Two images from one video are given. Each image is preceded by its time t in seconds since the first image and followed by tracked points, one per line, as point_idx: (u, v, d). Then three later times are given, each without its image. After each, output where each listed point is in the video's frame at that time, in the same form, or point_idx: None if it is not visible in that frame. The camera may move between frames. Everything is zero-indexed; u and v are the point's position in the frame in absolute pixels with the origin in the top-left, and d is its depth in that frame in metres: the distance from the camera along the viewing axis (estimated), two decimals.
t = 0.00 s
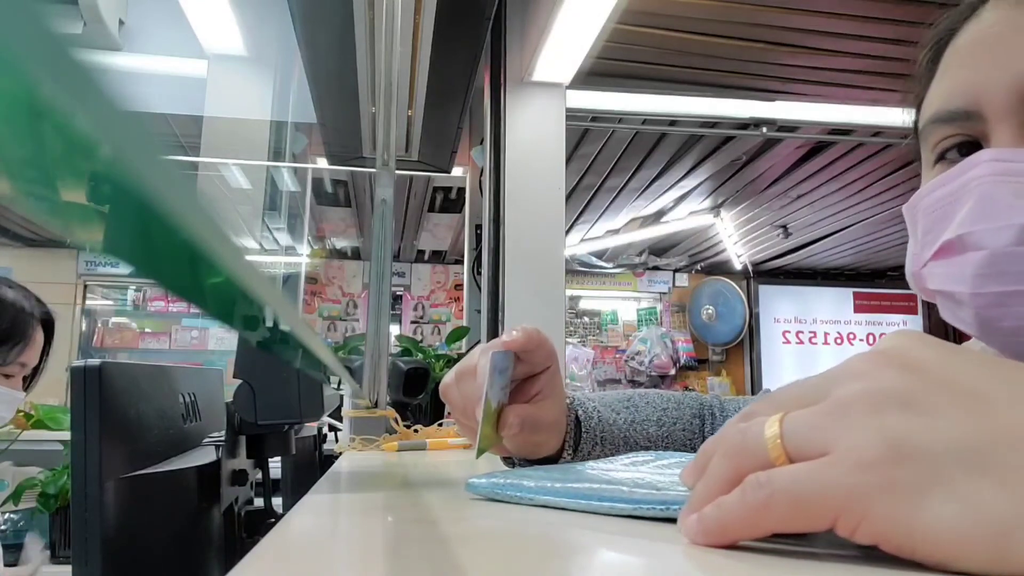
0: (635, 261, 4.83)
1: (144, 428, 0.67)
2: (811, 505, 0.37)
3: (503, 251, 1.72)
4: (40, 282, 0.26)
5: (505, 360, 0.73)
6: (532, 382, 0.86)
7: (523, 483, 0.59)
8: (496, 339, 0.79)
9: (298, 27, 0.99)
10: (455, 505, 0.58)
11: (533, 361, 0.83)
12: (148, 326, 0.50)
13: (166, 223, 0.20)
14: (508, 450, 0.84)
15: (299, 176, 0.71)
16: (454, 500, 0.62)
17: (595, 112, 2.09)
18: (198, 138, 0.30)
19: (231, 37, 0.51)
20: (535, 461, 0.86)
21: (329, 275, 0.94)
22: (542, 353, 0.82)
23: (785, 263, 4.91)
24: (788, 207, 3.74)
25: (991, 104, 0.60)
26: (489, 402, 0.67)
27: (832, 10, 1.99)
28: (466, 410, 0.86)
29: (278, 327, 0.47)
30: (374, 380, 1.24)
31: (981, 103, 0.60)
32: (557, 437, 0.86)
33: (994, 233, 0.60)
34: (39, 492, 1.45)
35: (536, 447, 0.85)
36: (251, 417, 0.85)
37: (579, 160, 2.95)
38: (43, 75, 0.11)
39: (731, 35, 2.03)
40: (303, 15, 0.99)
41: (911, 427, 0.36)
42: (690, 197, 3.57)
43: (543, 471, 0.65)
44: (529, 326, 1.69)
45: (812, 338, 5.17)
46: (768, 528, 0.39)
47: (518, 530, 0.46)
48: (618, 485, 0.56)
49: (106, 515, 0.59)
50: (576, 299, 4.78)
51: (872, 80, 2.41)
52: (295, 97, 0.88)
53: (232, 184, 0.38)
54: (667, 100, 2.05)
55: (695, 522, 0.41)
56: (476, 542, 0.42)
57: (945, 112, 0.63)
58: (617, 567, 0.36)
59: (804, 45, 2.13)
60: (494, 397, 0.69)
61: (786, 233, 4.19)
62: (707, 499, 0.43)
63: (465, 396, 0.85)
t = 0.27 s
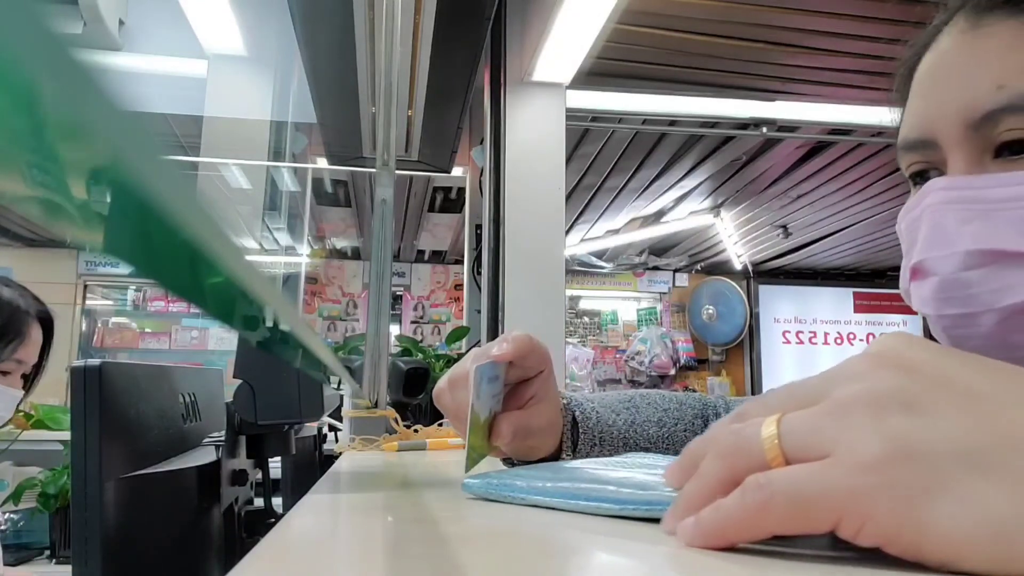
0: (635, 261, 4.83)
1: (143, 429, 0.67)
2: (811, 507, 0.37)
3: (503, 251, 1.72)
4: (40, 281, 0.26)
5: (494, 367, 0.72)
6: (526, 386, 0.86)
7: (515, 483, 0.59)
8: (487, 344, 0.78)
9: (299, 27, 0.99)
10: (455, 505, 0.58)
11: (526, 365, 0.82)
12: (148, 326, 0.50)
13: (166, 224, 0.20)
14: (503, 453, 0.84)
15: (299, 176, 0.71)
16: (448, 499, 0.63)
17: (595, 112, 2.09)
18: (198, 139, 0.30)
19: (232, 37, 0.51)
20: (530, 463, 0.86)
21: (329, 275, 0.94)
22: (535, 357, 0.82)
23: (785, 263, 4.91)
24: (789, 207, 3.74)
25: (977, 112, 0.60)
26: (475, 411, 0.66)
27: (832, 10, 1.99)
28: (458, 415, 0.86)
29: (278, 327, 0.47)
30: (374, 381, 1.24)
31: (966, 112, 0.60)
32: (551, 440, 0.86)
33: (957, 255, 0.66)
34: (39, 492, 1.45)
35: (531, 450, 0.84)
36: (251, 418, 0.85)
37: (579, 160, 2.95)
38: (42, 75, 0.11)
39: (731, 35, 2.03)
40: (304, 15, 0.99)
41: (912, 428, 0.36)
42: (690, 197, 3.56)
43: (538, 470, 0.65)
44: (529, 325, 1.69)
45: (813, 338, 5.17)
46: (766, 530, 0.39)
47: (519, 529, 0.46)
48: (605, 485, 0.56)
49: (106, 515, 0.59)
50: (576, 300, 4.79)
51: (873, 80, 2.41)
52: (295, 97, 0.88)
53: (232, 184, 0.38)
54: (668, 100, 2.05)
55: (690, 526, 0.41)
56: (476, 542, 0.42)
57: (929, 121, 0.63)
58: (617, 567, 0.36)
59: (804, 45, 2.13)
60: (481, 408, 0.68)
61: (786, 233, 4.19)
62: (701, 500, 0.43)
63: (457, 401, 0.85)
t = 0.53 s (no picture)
0: (635, 261, 4.83)
1: (143, 429, 0.67)
2: (820, 501, 0.37)
3: (503, 251, 1.72)
4: (39, 280, 0.26)
5: (492, 366, 0.72)
6: (527, 383, 0.86)
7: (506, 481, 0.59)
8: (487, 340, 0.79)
9: (299, 27, 0.99)
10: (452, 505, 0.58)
11: (526, 362, 0.83)
12: (148, 326, 0.50)
13: (166, 223, 0.20)
14: (503, 451, 0.84)
15: (299, 176, 0.71)
16: (445, 498, 0.63)
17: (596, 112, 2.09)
18: (198, 138, 0.30)
19: (232, 37, 0.51)
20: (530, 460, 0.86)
21: (329, 275, 0.94)
22: (534, 353, 0.82)
23: (785, 263, 4.91)
24: (789, 207, 3.74)
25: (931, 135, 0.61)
26: (475, 410, 0.66)
27: (832, 10, 1.98)
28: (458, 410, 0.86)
29: (278, 327, 0.47)
30: (374, 381, 1.24)
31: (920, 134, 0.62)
32: (551, 437, 0.86)
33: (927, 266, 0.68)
34: (39, 492, 1.45)
35: (530, 447, 0.84)
36: (251, 418, 0.85)
37: (579, 160, 2.95)
38: (41, 75, 0.11)
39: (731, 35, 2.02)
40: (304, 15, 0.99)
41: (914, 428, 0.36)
42: (690, 196, 3.56)
43: (530, 470, 0.64)
44: (530, 326, 1.69)
45: (813, 338, 5.17)
46: (765, 524, 0.38)
47: (519, 530, 0.46)
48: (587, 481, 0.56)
49: (106, 515, 0.59)
50: (576, 299, 4.79)
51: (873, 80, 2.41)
52: (295, 97, 0.88)
53: (233, 184, 0.38)
54: (668, 100, 2.05)
55: (681, 520, 0.40)
56: (476, 542, 0.42)
57: (900, 134, 0.64)
58: (618, 568, 0.35)
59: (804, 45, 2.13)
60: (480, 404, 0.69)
61: (786, 233, 4.19)
62: (695, 495, 0.42)
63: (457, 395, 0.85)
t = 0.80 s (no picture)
0: (635, 261, 4.83)
1: (143, 429, 0.67)
2: (827, 495, 0.37)
3: (503, 251, 1.71)
4: (40, 280, 0.26)
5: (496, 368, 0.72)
6: (526, 383, 0.86)
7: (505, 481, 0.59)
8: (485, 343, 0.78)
9: (299, 27, 0.99)
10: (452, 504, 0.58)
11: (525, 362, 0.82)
12: (148, 325, 0.50)
13: (166, 223, 0.20)
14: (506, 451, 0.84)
15: (299, 176, 0.71)
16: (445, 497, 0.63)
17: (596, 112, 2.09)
18: (198, 138, 0.30)
19: (232, 37, 0.51)
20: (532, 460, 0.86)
21: (329, 275, 0.94)
22: (533, 354, 0.82)
23: (785, 263, 4.91)
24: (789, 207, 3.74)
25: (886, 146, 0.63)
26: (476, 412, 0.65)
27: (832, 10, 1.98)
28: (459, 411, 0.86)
29: (278, 326, 0.47)
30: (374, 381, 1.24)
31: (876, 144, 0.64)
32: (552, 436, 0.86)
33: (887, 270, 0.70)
34: (39, 492, 1.45)
35: (532, 447, 0.84)
36: (251, 418, 0.85)
37: (579, 160, 2.95)
38: (40, 74, 0.11)
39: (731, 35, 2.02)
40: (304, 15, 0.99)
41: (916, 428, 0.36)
42: (690, 197, 3.56)
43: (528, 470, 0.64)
44: (530, 326, 1.69)
45: (813, 339, 5.17)
46: (771, 515, 0.38)
47: (520, 529, 0.46)
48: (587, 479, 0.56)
49: (105, 515, 0.59)
50: (576, 299, 4.79)
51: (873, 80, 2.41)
52: (295, 97, 0.88)
53: (232, 184, 0.38)
54: (668, 100, 2.05)
55: (686, 512, 0.40)
56: (477, 542, 0.42)
57: (859, 147, 0.67)
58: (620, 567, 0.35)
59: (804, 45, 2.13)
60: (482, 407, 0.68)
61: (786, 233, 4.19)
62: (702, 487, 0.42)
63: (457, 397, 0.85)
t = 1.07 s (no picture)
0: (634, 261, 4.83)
1: (143, 429, 0.67)
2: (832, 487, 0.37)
3: (503, 251, 1.71)
4: (38, 280, 0.26)
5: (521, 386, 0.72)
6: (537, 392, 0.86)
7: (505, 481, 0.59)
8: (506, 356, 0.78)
9: (299, 27, 0.99)
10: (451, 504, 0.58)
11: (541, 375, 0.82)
12: (148, 326, 0.50)
13: (166, 224, 0.20)
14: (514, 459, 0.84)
15: (299, 176, 0.71)
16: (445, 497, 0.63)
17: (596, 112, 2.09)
18: (198, 138, 0.30)
19: (232, 37, 0.51)
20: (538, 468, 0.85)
21: (329, 275, 0.94)
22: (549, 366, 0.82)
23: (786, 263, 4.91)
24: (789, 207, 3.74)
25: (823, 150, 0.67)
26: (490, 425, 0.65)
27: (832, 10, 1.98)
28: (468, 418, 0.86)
29: (278, 327, 0.47)
30: (374, 381, 1.25)
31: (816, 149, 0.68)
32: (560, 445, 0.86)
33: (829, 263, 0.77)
34: (39, 493, 1.45)
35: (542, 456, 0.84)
36: (251, 418, 0.85)
37: (579, 160, 2.95)
38: (42, 73, 0.11)
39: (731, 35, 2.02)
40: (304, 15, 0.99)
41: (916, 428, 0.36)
42: (689, 197, 3.56)
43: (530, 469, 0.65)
44: (530, 326, 1.69)
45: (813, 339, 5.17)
46: (776, 509, 0.38)
47: (520, 530, 0.46)
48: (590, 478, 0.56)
49: (105, 516, 0.59)
50: (576, 300, 4.79)
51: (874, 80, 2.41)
52: (295, 96, 0.88)
53: (232, 184, 0.38)
54: (667, 100, 2.05)
55: (693, 507, 0.40)
56: (477, 542, 0.42)
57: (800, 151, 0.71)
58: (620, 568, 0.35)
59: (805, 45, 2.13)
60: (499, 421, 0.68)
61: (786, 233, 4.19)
62: (705, 483, 0.42)
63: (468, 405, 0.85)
